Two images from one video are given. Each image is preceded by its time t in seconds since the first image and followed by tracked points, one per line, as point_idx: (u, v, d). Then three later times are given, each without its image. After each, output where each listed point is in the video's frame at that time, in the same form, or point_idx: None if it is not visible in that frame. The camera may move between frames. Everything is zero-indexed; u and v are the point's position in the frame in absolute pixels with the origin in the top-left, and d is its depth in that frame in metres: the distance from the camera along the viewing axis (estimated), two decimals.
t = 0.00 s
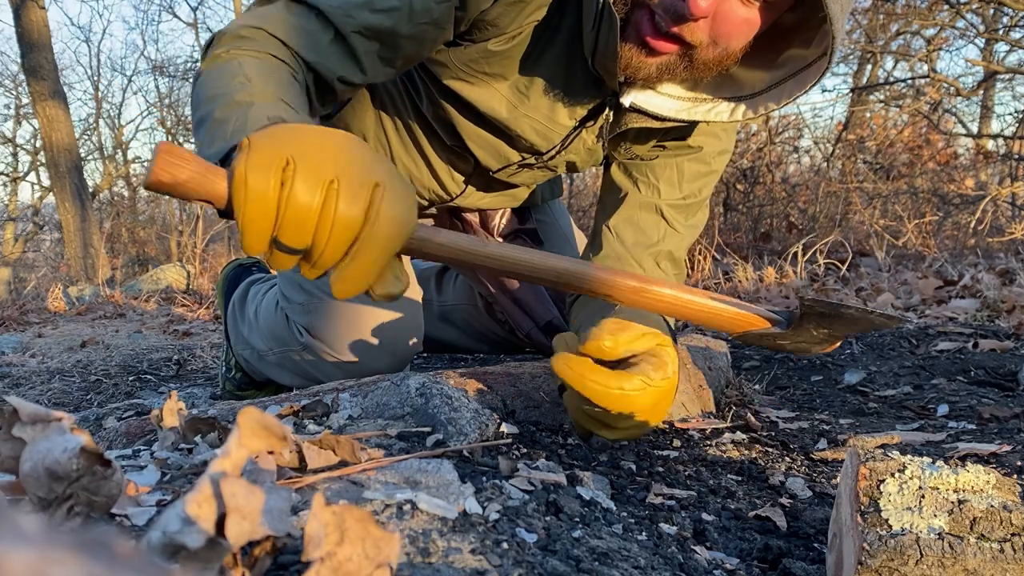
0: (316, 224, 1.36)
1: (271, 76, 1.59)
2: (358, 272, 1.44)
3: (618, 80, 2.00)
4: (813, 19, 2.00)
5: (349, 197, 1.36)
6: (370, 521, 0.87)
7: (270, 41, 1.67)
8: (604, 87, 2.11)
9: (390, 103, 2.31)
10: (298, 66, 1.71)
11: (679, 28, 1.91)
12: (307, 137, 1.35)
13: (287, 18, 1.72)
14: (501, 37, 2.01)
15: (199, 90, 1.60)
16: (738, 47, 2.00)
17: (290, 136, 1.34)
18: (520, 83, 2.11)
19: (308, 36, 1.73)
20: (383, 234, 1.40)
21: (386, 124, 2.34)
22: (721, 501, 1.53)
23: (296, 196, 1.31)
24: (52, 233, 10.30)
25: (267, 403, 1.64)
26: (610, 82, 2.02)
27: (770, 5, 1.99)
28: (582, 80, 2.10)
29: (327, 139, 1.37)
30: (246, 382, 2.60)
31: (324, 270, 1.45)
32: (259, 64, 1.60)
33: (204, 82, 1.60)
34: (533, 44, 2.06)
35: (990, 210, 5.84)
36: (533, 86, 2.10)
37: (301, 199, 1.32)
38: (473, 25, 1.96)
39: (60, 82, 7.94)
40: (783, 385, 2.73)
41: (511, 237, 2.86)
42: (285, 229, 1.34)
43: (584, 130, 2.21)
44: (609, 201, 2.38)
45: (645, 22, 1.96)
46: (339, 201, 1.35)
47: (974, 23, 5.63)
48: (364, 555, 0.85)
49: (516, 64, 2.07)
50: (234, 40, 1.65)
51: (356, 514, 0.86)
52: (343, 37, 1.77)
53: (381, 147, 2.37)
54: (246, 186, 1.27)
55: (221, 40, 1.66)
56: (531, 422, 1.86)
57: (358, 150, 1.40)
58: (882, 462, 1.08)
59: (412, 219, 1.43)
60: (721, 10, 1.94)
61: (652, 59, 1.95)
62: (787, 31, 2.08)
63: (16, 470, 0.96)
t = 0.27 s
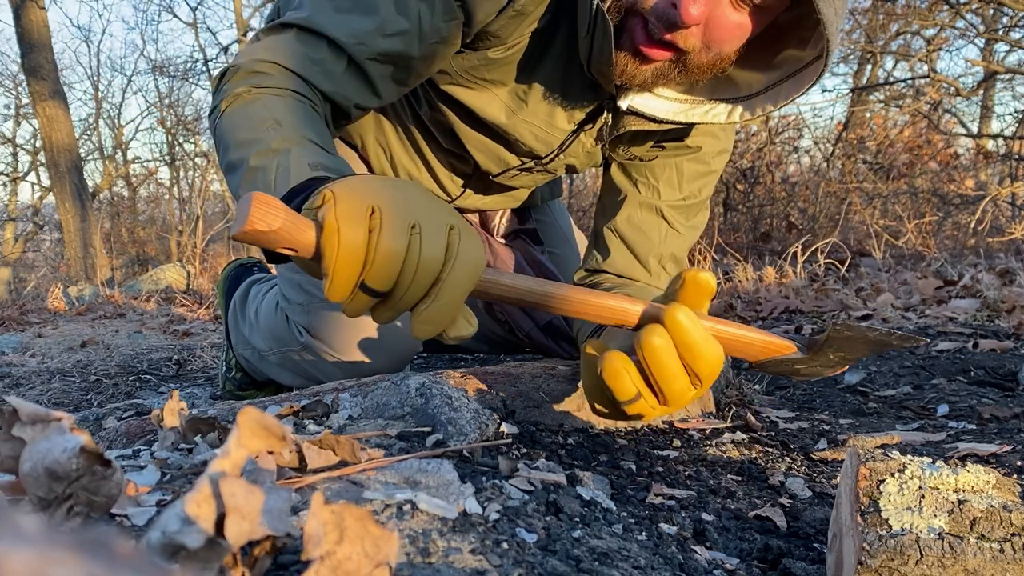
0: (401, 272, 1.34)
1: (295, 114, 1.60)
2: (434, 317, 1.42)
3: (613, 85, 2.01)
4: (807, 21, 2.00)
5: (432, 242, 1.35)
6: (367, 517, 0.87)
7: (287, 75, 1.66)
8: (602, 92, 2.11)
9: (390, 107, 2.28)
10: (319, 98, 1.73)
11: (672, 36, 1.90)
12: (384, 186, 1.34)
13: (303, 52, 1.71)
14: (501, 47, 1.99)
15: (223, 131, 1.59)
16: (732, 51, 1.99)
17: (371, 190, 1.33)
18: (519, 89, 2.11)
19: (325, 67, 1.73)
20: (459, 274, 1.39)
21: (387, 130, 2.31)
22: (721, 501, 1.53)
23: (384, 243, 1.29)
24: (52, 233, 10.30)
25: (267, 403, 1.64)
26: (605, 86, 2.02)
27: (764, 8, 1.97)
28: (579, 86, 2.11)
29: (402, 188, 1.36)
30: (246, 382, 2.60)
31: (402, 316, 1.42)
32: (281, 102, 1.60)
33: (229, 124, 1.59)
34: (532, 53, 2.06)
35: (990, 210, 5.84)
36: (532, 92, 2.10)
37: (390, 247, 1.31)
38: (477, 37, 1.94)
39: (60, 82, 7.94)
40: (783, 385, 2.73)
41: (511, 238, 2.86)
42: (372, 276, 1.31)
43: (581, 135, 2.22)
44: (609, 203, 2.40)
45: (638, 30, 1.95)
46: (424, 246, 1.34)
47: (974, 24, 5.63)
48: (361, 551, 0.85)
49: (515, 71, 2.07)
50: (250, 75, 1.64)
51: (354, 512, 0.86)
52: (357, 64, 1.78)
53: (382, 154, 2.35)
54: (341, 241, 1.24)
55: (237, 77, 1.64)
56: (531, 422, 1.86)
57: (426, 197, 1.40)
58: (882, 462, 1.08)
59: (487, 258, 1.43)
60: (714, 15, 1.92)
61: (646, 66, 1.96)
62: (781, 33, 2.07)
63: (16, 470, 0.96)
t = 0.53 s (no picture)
0: (362, 267, 1.36)
1: (274, 94, 1.59)
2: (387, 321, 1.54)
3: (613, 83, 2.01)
4: (806, 23, 2.00)
5: (396, 238, 1.39)
6: (366, 516, 0.87)
7: (272, 55, 1.65)
8: (602, 91, 2.10)
9: (390, 106, 2.29)
10: (301, 79, 1.71)
11: (672, 35, 1.91)
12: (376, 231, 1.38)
13: (292, 31, 1.71)
14: (499, 43, 1.99)
15: (198, 100, 1.58)
16: (731, 52, 1.99)
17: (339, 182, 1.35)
18: (518, 87, 2.10)
19: (314, 51, 1.73)
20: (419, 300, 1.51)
21: (387, 127, 2.32)
22: (721, 501, 1.53)
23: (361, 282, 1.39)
24: (52, 233, 10.30)
25: (267, 403, 1.64)
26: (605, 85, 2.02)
27: (764, 9, 1.97)
28: (580, 83, 2.09)
29: (371, 184, 1.38)
30: (246, 382, 2.61)
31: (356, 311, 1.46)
32: (262, 81, 1.59)
33: (204, 92, 1.58)
34: (533, 48, 2.05)
35: (990, 210, 5.84)
36: (531, 89, 2.10)
37: (356, 240, 1.33)
38: (474, 32, 1.95)
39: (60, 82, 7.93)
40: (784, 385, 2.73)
41: (511, 238, 2.86)
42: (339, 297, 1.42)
43: (580, 134, 2.22)
44: (609, 204, 2.40)
45: (641, 29, 1.95)
46: (388, 243, 1.38)
47: (974, 24, 5.63)
48: (360, 550, 0.85)
49: (515, 69, 2.07)
50: (237, 49, 1.64)
51: (354, 512, 0.86)
52: (354, 47, 1.77)
53: (380, 149, 2.36)
54: (309, 235, 1.26)
55: (224, 49, 1.64)
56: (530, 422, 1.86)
57: (393, 194, 1.42)
58: (882, 462, 1.08)
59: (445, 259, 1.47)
60: (714, 15, 1.92)
61: (646, 66, 1.97)
62: (781, 33, 2.07)
63: (16, 470, 0.97)
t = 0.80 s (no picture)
0: (363, 277, 1.37)
1: (273, 85, 1.58)
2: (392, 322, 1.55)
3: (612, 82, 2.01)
4: (806, 22, 1.99)
5: (398, 249, 1.39)
6: (365, 513, 0.87)
7: (268, 42, 1.65)
8: (600, 90, 2.11)
9: (389, 105, 2.29)
10: (299, 68, 1.71)
11: (672, 34, 1.90)
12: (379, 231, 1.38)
13: (290, 19, 1.71)
14: (498, 42, 1.99)
15: (194, 88, 1.58)
16: (731, 50, 1.99)
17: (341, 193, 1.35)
18: (517, 87, 2.11)
19: (313, 40, 1.73)
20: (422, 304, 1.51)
21: (386, 125, 2.32)
22: (721, 501, 1.53)
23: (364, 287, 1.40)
24: (52, 233, 10.30)
25: (267, 403, 1.64)
26: (604, 84, 2.03)
27: (764, 8, 1.96)
28: (578, 83, 2.10)
29: (375, 193, 1.38)
30: (246, 382, 2.61)
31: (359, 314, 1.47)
32: (260, 70, 1.58)
33: (200, 80, 1.57)
34: (531, 46, 2.05)
35: (990, 210, 5.83)
36: (530, 88, 2.10)
37: (357, 251, 1.34)
38: (473, 30, 1.95)
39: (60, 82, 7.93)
40: (783, 385, 2.73)
41: (511, 238, 2.86)
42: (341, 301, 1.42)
43: (579, 133, 2.22)
44: (608, 204, 2.40)
45: (640, 26, 1.94)
46: (389, 255, 1.38)
47: (974, 24, 5.63)
48: (359, 549, 0.85)
49: (514, 67, 2.07)
50: (233, 37, 1.63)
51: (351, 509, 0.86)
52: (351, 38, 1.77)
53: (379, 148, 2.36)
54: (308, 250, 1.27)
55: (220, 36, 1.64)
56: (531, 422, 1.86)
57: (398, 201, 1.42)
58: (882, 463, 1.08)
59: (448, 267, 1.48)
60: (715, 15, 1.92)
61: (646, 63, 1.96)
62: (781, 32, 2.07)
63: (16, 470, 0.97)
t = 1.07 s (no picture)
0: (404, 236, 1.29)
1: (282, 76, 1.57)
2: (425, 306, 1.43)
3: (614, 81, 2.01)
4: (808, 21, 1.99)
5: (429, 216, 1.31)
6: (363, 512, 0.88)
7: (272, 34, 1.65)
8: (602, 88, 2.12)
9: (390, 103, 2.28)
10: (302, 60, 1.71)
11: (677, 32, 1.91)
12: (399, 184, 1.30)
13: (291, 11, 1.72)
14: (501, 37, 1.99)
15: (201, 83, 1.57)
16: (735, 50, 2.00)
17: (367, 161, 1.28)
18: (520, 85, 2.10)
19: (314, 32, 1.74)
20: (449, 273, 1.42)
21: (387, 123, 2.31)
22: (721, 501, 1.53)
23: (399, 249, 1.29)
24: (52, 233, 10.30)
25: (266, 403, 1.64)
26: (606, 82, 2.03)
27: (768, 7, 1.98)
28: (582, 81, 2.11)
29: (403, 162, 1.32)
30: (246, 382, 2.61)
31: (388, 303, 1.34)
32: (268, 61, 1.58)
33: (208, 75, 1.56)
34: (535, 43, 2.05)
35: (990, 210, 5.83)
36: (532, 87, 2.10)
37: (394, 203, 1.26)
38: (475, 26, 1.94)
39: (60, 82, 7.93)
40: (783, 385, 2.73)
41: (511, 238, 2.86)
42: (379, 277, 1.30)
43: (583, 131, 2.23)
44: (609, 204, 2.39)
45: (642, 25, 1.95)
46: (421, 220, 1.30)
47: (974, 23, 5.62)
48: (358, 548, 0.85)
49: (517, 65, 2.07)
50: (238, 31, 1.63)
51: (349, 507, 0.86)
52: (351, 31, 1.77)
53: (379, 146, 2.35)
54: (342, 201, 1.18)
55: (224, 30, 1.63)
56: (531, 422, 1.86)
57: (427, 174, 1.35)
58: (882, 462, 1.08)
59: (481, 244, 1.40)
60: (719, 13, 1.93)
61: (646, 64, 1.96)
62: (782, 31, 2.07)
63: (16, 470, 0.97)
